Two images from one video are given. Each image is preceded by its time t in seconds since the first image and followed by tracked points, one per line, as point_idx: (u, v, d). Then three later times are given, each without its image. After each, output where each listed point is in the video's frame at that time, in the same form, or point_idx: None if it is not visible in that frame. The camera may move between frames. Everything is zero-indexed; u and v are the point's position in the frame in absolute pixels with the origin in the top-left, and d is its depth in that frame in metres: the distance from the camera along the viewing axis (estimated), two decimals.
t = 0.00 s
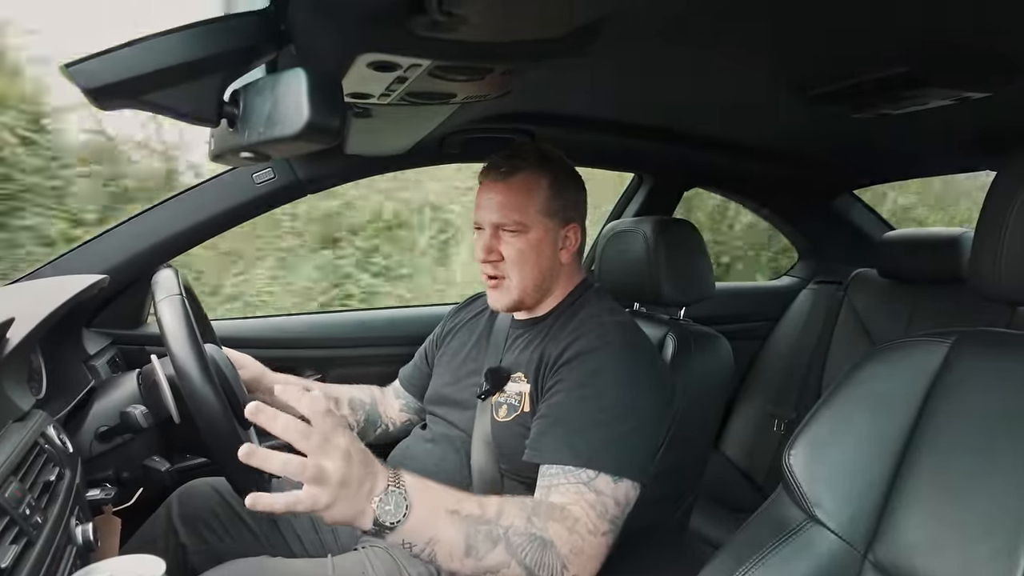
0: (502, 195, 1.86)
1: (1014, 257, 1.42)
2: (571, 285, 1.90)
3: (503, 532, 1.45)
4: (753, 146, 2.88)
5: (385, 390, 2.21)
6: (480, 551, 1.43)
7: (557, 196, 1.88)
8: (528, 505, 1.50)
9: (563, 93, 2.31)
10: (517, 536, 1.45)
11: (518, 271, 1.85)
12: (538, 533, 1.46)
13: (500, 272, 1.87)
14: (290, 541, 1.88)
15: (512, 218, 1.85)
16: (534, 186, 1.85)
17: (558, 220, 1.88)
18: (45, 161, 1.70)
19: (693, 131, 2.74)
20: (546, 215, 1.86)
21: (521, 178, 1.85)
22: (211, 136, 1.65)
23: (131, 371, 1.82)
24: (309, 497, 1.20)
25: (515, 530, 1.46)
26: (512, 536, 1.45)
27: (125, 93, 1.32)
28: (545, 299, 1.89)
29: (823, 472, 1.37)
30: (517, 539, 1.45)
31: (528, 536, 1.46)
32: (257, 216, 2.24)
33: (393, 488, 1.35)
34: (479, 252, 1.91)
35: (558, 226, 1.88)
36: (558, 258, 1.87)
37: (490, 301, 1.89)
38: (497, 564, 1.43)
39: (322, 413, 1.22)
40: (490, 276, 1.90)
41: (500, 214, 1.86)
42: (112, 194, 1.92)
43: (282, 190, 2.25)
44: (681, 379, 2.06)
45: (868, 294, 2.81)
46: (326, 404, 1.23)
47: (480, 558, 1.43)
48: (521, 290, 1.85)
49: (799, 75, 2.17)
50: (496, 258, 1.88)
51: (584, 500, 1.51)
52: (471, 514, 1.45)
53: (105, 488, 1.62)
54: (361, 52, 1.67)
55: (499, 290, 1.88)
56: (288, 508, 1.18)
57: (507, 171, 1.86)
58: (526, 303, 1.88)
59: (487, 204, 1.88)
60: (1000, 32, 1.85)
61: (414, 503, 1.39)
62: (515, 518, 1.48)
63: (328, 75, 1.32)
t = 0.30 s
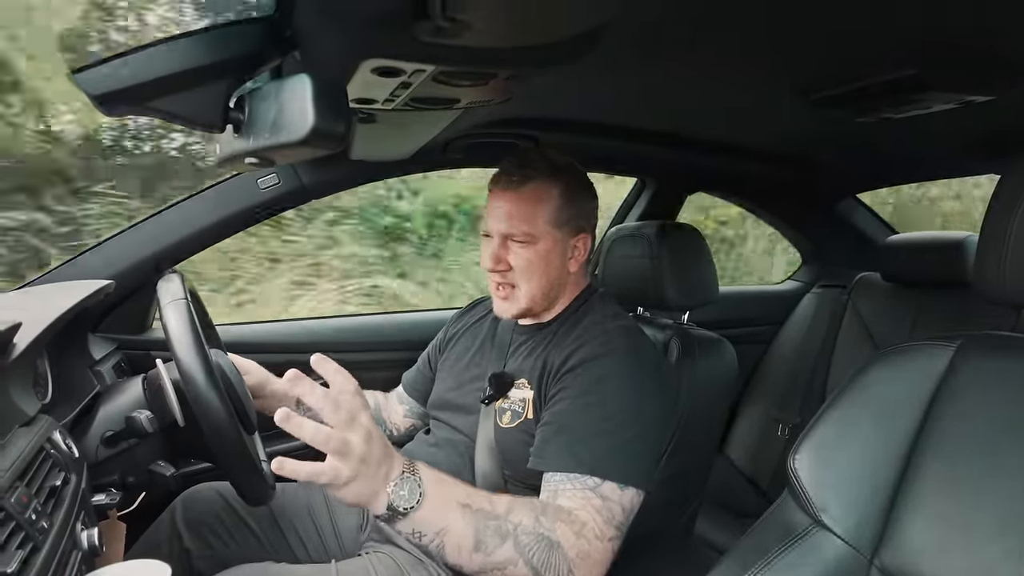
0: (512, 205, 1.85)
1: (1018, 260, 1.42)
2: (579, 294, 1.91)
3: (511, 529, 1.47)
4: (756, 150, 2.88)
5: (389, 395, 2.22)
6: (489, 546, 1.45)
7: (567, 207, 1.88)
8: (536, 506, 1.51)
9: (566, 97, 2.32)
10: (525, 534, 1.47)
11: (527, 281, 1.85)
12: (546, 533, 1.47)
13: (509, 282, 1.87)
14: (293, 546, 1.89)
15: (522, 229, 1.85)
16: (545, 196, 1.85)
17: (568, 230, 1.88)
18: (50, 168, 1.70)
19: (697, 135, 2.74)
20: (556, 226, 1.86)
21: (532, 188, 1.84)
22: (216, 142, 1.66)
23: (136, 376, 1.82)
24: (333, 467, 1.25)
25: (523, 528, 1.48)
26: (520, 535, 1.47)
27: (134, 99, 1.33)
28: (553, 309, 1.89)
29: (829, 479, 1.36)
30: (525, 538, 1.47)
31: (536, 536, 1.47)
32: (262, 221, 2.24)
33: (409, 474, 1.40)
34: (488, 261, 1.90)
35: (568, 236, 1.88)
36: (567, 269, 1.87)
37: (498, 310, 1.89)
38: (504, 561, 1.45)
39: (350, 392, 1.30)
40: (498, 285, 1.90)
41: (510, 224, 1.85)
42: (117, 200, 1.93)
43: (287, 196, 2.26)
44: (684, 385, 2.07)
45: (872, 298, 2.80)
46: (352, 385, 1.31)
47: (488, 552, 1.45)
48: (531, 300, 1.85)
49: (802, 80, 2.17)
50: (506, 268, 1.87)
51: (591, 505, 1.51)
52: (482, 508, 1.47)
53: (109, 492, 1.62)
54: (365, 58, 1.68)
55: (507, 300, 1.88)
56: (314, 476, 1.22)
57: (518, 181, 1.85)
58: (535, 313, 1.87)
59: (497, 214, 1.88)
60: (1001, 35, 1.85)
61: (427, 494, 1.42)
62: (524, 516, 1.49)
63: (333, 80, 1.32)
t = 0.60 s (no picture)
0: (500, 194, 1.88)
1: (1013, 260, 1.42)
2: (563, 292, 1.89)
3: (510, 514, 1.47)
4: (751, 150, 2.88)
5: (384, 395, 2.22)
6: (485, 527, 1.46)
7: (556, 202, 1.88)
8: (537, 495, 1.50)
9: (562, 97, 2.32)
10: (522, 521, 1.47)
11: (509, 270, 1.85)
12: (544, 522, 1.47)
13: (491, 271, 1.88)
14: (290, 547, 1.88)
15: (507, 218, 1.86)
16: (533, 188, 1.87)
17: (556, 225, 1.87)
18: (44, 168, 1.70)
19: (692, 135, 2.74)
20: (542, 219, 1.86)
21: (521, 179, 1.87)
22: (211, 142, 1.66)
23: (131, 376, 1.82)
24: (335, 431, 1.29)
25: (521, 514, 1.48)
26: (518, 521, 1.47)
27: (129, 97, 1.32)
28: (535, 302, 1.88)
29: (825, 477, 1.36)
30: (522, 524, 1.47)
31: (533, 524, 1.47)
32: (257, 221, 2.24)
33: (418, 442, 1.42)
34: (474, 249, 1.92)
35: (555, 232, 1.87)
36: (551, 263, 1.86)
37: (481, 299, 1.90)
38: (499, 544, 1.47)
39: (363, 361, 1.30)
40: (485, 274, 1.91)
41: (496, 212, 1.87)
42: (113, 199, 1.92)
43: (282, 196, 2.26)
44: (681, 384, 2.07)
45: (868, 298, 2.81)
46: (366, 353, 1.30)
47: (484, 533, 1.46)
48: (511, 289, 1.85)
49: (797, 80, 2.18)
50: (489, 256, 1.89)
51: (587, 501, 1.51)
52: (482, 489, 1.48)
53: (104, 492, 1.62)
54: (361, 57, 1.68)
55: (489, 288, 1.88)
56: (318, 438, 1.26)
57: (508, 171, 1.88)
58: (516, 304, 1.87)
59: (486, 204, 1.90)
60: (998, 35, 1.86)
61: (430, 468, 1.44)
62: (523, 503, 1.48)
63: (328, 80, 1.32)
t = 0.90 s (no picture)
0: (504, 189, 1.89)
1: (1015, 259, 1.42)
2: (565, 288, 1.89)
3: (505, 532, 1.45)
4: (753, 149, 2.88)
5: (384, 392, 2.21)
6: (483, 550, 1.43)
7: (561, 198, 1.89)
8: (533, 506, 1.50)
9: (563, 97, 2.32)
10: (520, 537, 1.45)
11: (512, 264, 1.87)
12: (541, 534, 1.46)
13: (495, 263, 1.90)
14: (291, 549, 1.88)
15: (511, 212, 1.88)
16: (537, 184, 1.87)
17: (559, 221, 1.88)
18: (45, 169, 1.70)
19: (694, 134, 2.74)
20: (546, 215, 1.87)
21: (525, 174, 1.87)
22: (212, 142, 1.66)
23: (132, 377, 1.82)
24: (310, 503, 1.20)
25: (518, 530, 1.46)
26: (515, 537, 1.45)
27: (132, 99, 1.32)
28: (537, 297, 1.89)
29: (827, 476, 1.36)
30: (520, 540, 1.45)
31: (531, 538, 1.45)
32: (258, 221, 2.24)
33: (398, 481, 1.35)
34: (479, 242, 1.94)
35: (558, 228, 1.87)
36: (553, 259, 1.86)
37: (484, 290, 1.92)
38: (498, 564, 1.44)
39: (321, 422, 1.20)
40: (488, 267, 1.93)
41: (500, 206, 1.89)
42: (115, 200, 1.92)
43: (284, 196, 2.26)
44: (682, 385, 2.07)
45: (870, 297, 2.81)
46: (321, 412, 1.20)
47: (482, 555, 1.43)
48: (513, 283, 1.86)
49: (799, 79, 2.17)
50: (492, 249, 1.90)
51: (586, 505, 1.51)
52: (476, 512, 1.45)
53: (106, 494, 1.62)
54: (362, 57, 1.68)
55: (492, 280, 1.90)
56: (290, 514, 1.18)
57: (513, 167, 1.89)
58: (518, 297, 1.88)
59: (491, 198, 1.92)
60: (1001, 35, 1.85)
61: (419, 500, 1.40)
62: (519, 518, 1.47)
63: (328, 80, 1.32)
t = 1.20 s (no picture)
0: (508, 198, 1.88)
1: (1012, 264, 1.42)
2: (569, 294, 1.90)
3: (502, 539, 1.46)
4: (750, 154, 2.88)
5: (379, 394, 2.21)
6: (479, 557, 1.45)
7: (565, 205, 1.89)
8: (529, 512, 1.49)
9: (562, 101, 2.32)
10: (516, 543, 1.46)
11: (517, 272, 1.87)
12: (538, 540, 1.46)
13: (499, 272, 1.89)
14: (287, 553, 1.86)
15: (516, 220, 1.87)
16: (541, 192, 1.87)
17: (564, 229, 1.88)
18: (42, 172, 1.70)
19: (692, 139, 2.74)
20: (550, 222, 1.87)
21: (529, 183, 1.87)
22: (211, 144, 1.65)
23: (128, 380, 1.84)
24: (303, 513, 1.20)
25: (514, 536, 1.47)
26: (512, 543, 1.46)
27: (129, 102, 1.31)
28: (541, 304, 1.89)
29: (825, 482, 1.36)
30: (516, 546, 1.46)
31: (528, 544, 1.46)
32: (255, 225, 2.23)
33: (394, 489, 1.37)
34: (483, 250, 1.94)
35: (562, 235, 1.88)
36: (558, 266, 1.87)
37: (488, 298, 1.91)
38: (495, 571, 1.45)
39: (312, 432, 1.20)
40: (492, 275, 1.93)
41: (504, 214, 1.89)
42: (114, 203, 1.92)
43: (281, 199, 2.25)
44: (680, 388, 2.06)
45: (867, 302, 2.81)
46: (312, 421, 1.20)
47: (479, 562, 1.45)
48: (518, 291, 1.86)
49: (796, 84, 2.18)
50: (497, 257, 1.90)
51: (583, 510, 1.50)
52: (472, 519, 1.46)
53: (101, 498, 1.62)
54: (361, 61, 1.68)
55: (496, 288, 1.89)
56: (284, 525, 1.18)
57: (517, 175, 1.89)
58: (522, 306, 1.89)
59: (494, 206, 1.91)
60: (999, 39, 1.85)
61: (415, 508, 1.42)
62: (515, 525, 1.48)
63: (327, 83, 1.32)
